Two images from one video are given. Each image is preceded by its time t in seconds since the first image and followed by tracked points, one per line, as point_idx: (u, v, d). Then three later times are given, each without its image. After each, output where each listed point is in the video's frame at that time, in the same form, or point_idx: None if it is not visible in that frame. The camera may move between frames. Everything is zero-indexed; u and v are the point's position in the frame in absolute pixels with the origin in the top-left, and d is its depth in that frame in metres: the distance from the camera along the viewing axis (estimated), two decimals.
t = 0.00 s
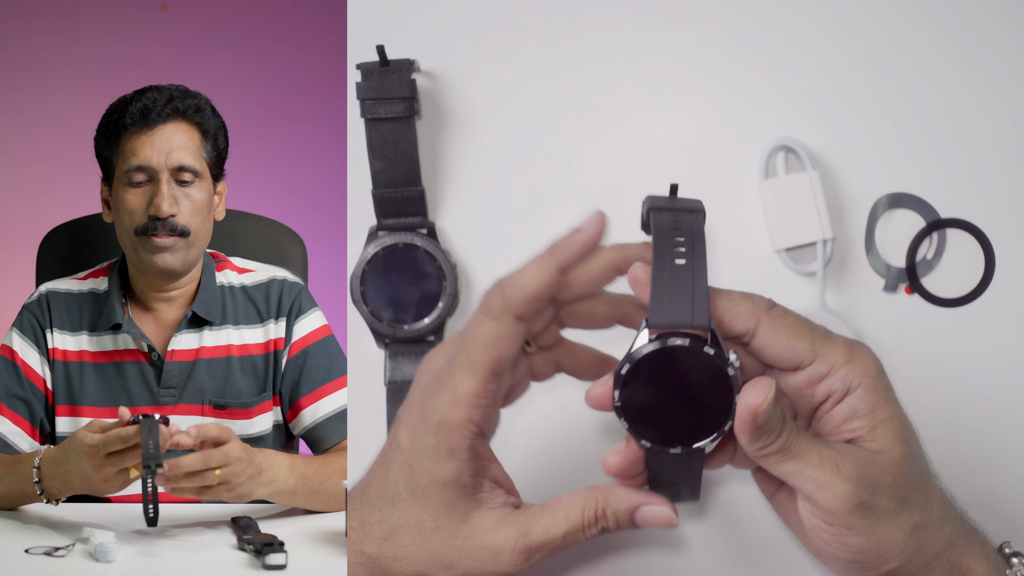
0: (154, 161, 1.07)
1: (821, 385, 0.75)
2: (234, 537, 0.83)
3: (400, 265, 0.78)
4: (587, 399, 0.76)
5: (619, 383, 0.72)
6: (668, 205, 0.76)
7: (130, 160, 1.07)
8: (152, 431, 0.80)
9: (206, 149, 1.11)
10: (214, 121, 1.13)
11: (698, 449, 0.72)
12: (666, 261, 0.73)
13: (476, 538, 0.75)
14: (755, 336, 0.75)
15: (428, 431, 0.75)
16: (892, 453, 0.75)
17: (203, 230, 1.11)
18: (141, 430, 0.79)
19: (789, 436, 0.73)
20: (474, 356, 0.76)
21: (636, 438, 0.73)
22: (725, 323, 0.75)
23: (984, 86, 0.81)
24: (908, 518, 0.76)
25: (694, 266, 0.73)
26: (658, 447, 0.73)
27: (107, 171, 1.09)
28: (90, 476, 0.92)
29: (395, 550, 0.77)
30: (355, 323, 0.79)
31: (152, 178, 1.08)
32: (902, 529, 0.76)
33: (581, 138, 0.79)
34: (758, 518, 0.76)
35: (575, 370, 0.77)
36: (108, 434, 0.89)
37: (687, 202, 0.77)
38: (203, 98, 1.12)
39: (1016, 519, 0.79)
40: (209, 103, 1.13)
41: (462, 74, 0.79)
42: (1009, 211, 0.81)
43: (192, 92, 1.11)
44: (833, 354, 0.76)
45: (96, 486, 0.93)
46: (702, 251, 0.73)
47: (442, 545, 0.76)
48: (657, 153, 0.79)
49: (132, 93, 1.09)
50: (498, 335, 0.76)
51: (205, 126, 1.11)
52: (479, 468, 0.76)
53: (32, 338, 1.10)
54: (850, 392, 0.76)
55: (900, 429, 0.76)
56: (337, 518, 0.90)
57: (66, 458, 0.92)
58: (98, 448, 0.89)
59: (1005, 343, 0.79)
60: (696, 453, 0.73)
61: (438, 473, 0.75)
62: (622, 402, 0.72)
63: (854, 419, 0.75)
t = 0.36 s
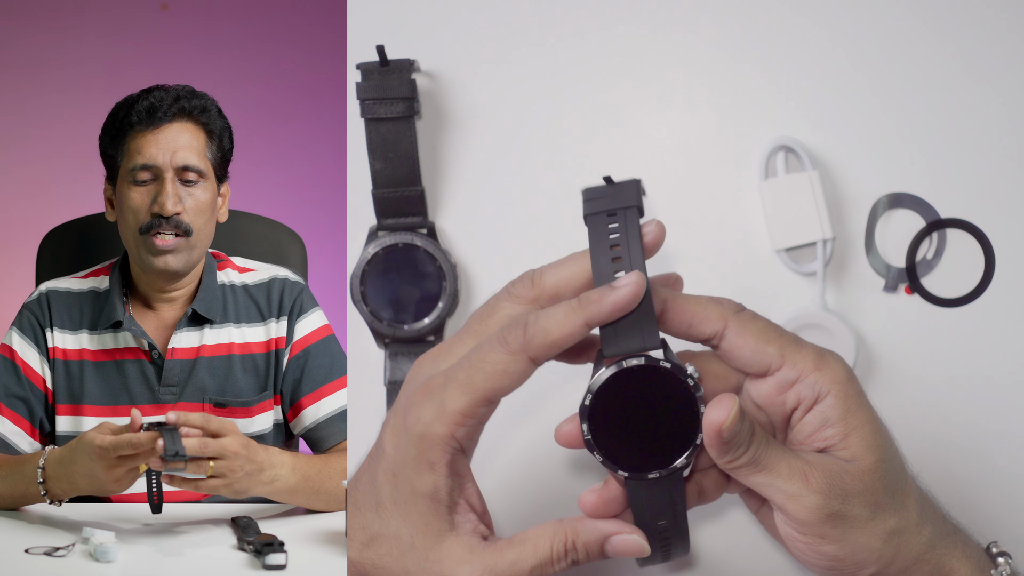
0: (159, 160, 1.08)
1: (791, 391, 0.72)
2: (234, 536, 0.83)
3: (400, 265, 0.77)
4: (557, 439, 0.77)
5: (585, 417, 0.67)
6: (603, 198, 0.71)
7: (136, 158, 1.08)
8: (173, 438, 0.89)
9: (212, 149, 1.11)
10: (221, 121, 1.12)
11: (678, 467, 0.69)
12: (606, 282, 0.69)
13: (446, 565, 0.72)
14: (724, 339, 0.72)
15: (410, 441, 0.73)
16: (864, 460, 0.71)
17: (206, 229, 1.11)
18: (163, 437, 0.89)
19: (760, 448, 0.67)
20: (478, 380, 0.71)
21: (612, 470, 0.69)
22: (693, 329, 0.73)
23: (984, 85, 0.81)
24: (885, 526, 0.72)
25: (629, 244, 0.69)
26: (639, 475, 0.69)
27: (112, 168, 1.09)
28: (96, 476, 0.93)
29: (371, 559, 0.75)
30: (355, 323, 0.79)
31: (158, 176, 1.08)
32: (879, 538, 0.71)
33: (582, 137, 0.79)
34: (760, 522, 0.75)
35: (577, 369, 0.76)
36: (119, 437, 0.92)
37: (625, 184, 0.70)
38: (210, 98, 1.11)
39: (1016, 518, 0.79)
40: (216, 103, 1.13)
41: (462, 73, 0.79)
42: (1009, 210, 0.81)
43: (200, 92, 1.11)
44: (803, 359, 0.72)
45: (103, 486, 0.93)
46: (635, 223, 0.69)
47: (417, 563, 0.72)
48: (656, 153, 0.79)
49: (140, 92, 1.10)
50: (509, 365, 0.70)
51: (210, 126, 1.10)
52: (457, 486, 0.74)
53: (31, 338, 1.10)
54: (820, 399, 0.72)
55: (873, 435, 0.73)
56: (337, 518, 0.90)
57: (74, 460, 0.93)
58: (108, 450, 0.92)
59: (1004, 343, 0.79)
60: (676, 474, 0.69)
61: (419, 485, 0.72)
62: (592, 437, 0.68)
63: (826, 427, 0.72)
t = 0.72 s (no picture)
0: (163, 156, 1.08)
1: (797, 389, 0.72)
2: (234, 536, 0.82)
3: (400, 265, 0.77)
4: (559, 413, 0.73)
5: (588, 402, 0.68)
6: (625, 193, 0.71)
7: (138, 152, 1.07)
8: (170, 433, 0.83)
9: (217, 151, 1.11)
10: (226, 124, 1.11)
11: (676, 461, 0.69)
12: (623, 278, 0.70)
13: None
14: (737, 333, 0.72)
15: (451, 466, 0.73)
16: (867, 460, 0.71)
17: (205, 230, 1.11)
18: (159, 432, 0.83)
19: (763, 446, 0.68)
20: (496, 398, 0.73)
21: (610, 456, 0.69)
22: (704, 321, 0.73)
23: (984, 86, 0.80)
24: (886, 524, 0.71)
25: (650, 249, 0.70)
26: (635, 464, 0.69)
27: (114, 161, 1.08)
28: (97, 477, 0.91)
29: (394, 571, 0.75)
30: (355, 323, 0.79)
31: (160, 172, 1.08)
32: (880, 536, 0.71)
33: (582, 137, 0.79)
34: (761, 522, 0.75)
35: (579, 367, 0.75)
36: (116, 436, 0.90)
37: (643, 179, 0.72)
38: (218, 100, 1.11)
39: (1016, 518, 0.79)
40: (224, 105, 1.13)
41: (461, 73, 0.79)
42: (1008, 209, 0.81)
43: (209, 94, 1.11)
44: (812, 358, 0.73)
45: (104, 487, 0.92)
46: (654, 216, 0.71)
47: None
48: (657, 153, 0.79)
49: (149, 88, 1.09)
50: (513, 372, 0.72)
51: (217, 128, 1.10)
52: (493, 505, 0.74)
53: (31, 338, 1.10)
54: (826, 399, 0.72)
55: (875, 435, 0.73)
56: (337, 518, 0.90)
57: (74, 460, 0.92)
58: (108, 450, 0.90)
59: (1004, 343, 0.79)
60: (673, 467, 0.70)
61: (455, 509, 0.73)
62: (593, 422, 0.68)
63: (830, 425, 0.72)
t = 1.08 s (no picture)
0: (172, 154, 1.08)
1: (788, 388, 0.72)
2: (234, 536, 0.82)
3: (400, 265, 0.77)
4: (553, 412, 0.74)
5: (577, 402, 0.68)
6: (611, 182, 0.74)
7: (147, 150, 1.07)
8: (172, 441, 0.83)
9: (224, 151, 1.11)
10: (233, 125, 1.12)
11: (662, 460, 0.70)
12: (610, 278, 0.71)
13: (512, 572, 0.72)
14: (726, 332, 0.73)
15: (456, 475, 0.72)
16: (857, 459, 0.71)
17: (210, 229, 1.11)
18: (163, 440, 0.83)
19: (751, 444, 0.68)
20: (487, 400, 0.73)
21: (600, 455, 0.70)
22: (694, 320, 0.74)
23: (984, 86, 0.80)
24: (878, 523, 0.71)
25: (634, 246, 0.71)
26: (625, 463, 0.70)
27: (121, 159, 1.09)
28: (96, 479, 0.92)
29: None
30: (356, 322, 0.79)
31: (169, 170, 1.09)
32: (872, 535, 0.71)
33: (582, 137, 0.79)
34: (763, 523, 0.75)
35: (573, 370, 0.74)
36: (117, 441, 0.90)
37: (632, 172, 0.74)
38: (226, 101, 1.11)
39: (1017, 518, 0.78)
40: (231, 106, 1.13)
41: (461, 74, 0.79)
42: (1008, 210, 0.81)
43: (218, 95, 1.11)
44: (801, 356, 0.72)
45: (104, 489, 0.93)
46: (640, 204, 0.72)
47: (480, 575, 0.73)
48: (657, 153, 0.79)
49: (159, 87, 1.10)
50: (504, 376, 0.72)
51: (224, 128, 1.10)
52: (511, 501, 0.73)
53: (32, 338, 1.10)
54: (817, 397, 0.72)
55: (867, 433, 0.72)
56: (337, 518, 0.90)
57: (74, 461, 0.92)
58: (108, 453, 0.90)
59: (1004, 344, 0.79)
60: (662, 464, 0.71)
61: (470, 512, 0.72)
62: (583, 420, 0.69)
63: (820, 424, 0.71)
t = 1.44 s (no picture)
0: (173, 155, 1.09)
1: (821, 389, 0.75)
2: (234, 537, 0.82)
3: (400, 265, 0.77)
4: (582, 393, 0.76)
5: (611, 390, 0.72)
6: (669, 173, 0.78)
7: (149, 151, 1.07)
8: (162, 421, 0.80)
9: (225, 151, 1.13)
10: (233, 125, 1.14)
11: (690, 453, 0.73)
12: (656, 271, 0.75)
13: None
14: (765, 332, 0.75)
15: (448, 492, 0.74)
16: (887, 460, 0.75)
17: (211, 229, 1.11)
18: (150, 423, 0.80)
19: (782, 444, 0.72)
20: (445, 407, 0.75)
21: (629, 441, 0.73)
22: (734, 318, 0.76)
23: (984, 86, 0.80)
24: (905, 524, 0.75)
25: (684, 243, 0.75)
26: (651, 451, 0.73)
27: (122, 162, 1.09)
28: (93, 475, 0.91)
29: None
30: (356, 323, 0.79)
31: (169, 171, 1.09)
32: (900, 535, 0.75)
33: (582, 137, 0.79)
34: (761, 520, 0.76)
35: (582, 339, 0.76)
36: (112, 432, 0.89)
37: (686, 166, 0.78)
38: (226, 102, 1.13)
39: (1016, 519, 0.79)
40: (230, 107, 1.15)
41: (461, 73, 0.79)
42: (1009, 210, 0.81)
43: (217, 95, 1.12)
44: (838, 359, 0.76)
45: (100, 485, 0.92)
46: (695, 206, 0.76)
47: None
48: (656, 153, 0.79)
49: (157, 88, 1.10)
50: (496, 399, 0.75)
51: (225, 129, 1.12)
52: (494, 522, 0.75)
53: (32, 338, 1.10)
54: (848, 399, 0.75)
55: (896, 437, 0.76)
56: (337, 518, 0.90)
57: (72, 457, 0.92)
58: (103, 446, 0.90)
59: (1004, 344, 0.79)
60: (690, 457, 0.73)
61: (457, 530, 0.74)
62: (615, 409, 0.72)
63: (851, 425, 0.75)
